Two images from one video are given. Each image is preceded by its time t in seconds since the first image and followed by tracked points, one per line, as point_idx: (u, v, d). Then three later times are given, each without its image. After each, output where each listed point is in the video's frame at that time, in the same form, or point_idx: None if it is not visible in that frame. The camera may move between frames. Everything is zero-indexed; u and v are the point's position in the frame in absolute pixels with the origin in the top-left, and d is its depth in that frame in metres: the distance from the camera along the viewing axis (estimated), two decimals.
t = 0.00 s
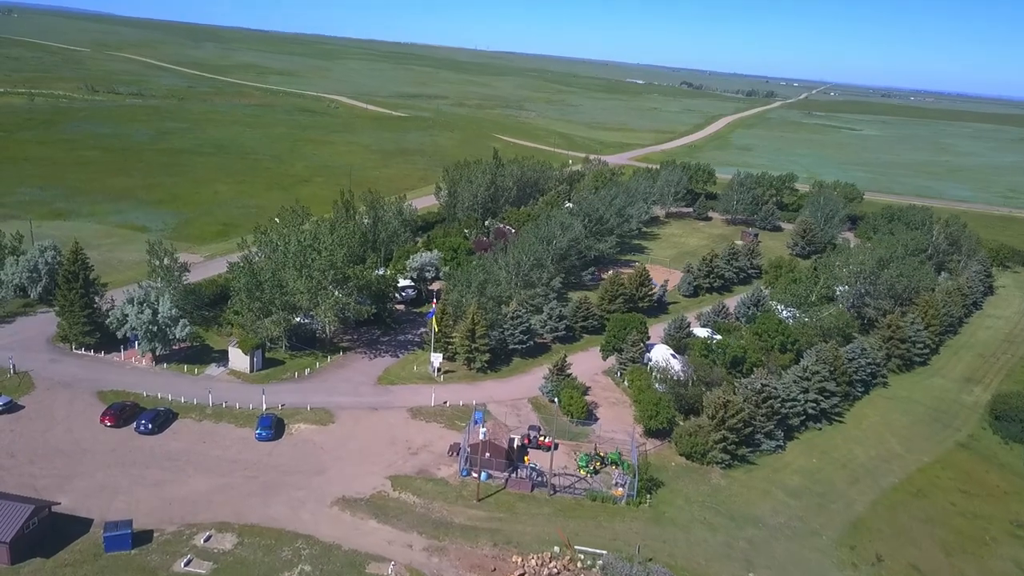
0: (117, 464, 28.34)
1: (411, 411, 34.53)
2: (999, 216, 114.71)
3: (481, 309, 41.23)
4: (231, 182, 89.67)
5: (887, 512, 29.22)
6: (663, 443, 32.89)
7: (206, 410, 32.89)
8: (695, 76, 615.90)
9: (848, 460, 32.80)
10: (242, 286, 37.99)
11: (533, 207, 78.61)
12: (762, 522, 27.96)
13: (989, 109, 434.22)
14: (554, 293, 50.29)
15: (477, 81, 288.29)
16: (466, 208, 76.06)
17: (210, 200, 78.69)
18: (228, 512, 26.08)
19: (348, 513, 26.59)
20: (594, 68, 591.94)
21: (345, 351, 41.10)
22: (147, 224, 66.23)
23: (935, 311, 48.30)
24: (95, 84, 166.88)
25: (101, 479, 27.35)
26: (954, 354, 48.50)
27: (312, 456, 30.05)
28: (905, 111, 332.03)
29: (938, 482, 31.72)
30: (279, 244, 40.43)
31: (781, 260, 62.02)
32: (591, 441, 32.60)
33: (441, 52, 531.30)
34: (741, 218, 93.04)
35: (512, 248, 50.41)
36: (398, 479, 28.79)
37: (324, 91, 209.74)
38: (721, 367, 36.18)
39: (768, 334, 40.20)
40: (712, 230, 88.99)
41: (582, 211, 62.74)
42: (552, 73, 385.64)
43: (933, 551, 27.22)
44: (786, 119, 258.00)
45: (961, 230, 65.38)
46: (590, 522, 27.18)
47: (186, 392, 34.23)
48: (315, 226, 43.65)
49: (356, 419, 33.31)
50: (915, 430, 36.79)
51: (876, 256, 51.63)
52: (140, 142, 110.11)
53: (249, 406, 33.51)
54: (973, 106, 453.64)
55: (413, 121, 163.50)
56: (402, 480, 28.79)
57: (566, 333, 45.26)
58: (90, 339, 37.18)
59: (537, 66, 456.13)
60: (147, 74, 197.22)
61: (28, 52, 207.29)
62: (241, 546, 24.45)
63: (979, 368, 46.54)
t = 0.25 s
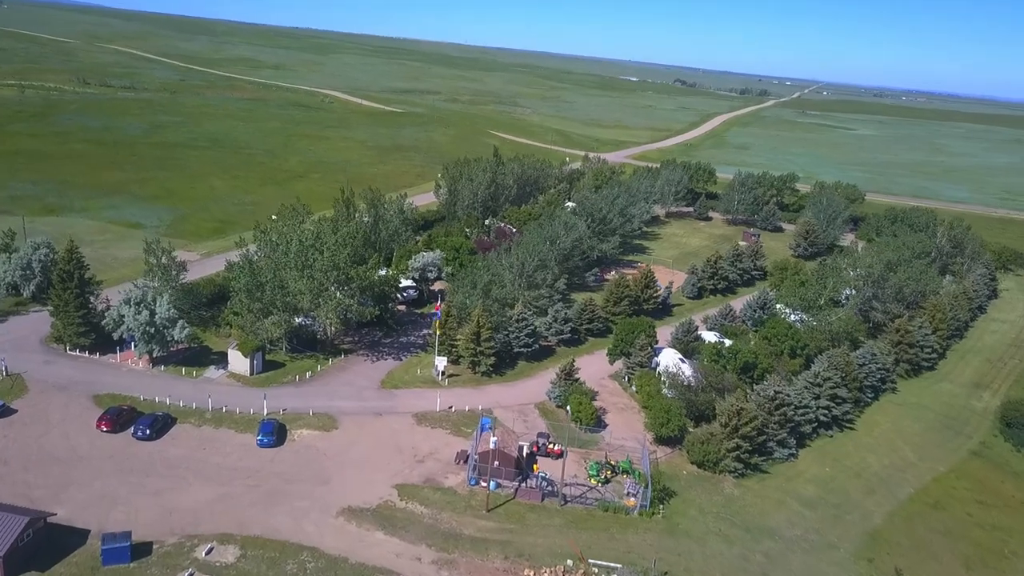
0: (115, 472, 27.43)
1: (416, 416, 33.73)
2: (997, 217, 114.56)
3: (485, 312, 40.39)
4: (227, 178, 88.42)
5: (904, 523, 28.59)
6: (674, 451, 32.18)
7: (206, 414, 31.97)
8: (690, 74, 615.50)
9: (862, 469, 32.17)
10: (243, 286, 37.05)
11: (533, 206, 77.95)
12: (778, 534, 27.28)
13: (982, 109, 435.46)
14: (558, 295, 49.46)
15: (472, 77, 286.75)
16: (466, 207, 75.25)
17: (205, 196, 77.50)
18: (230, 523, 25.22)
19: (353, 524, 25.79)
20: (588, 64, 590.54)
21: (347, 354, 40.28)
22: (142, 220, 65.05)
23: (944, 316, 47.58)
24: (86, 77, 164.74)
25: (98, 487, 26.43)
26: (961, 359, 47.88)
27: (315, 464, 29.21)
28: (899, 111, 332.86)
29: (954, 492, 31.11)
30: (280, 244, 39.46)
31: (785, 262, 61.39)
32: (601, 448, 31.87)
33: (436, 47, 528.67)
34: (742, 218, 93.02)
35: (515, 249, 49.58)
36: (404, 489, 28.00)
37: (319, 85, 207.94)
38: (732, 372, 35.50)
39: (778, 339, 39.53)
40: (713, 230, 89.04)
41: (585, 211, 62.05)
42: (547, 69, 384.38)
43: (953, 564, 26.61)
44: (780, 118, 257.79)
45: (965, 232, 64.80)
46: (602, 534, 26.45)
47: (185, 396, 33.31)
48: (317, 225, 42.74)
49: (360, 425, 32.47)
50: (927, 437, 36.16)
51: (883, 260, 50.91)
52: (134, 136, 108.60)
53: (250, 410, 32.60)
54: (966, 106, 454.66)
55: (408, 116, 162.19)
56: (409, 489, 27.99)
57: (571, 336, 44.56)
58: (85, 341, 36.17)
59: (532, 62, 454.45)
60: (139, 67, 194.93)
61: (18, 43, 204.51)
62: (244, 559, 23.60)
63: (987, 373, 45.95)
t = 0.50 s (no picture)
0: (111, 481, 26.54)
1: (419, 421, 32.99)
2: (990, 218, 114.97)
3: (488, 314, 39.69)
4: (219, 174, 87.19)
5: (917, 533, 28.13)
6: (682, 458, 31.61)
7: (204, 420, 31.09)
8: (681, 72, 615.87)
9: (872, 477, 31.70)
10: (241, 287, 36.18)
11: (531, 205, 77.39)
12: (791, 545, 26.75)
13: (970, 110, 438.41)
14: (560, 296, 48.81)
15: (464, 73, 285.40)
16: (463, 205, 74.56)
17: (198, 193, 76.29)
18: (230, 534, 24.41)
19: (357, 535, 25.04)
20: (580, 61, 589.28)
21: (346, 356, 39.48)
22: (133, 216, 63.86)
23: (948, 319, 47.20)
24: (75, 70, 162.40)
25: (93, 496, 25.56)
26: (964, 363, 47.57)
27: (317, 472, 28.44)
28: (889, 111, 334.72)
29: (965, 500, 30.69)
30: (279, 244, 38.58)
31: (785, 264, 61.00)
32: (608, 455, 31.25)
33: (427, 43, 526.30)
34: (739, 218, 93.03)
35: (516, 249, 48.88)
36: (409, 498, 27.28)
37: (311, 81, 206.25)
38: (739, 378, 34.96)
39: (784, 343, 39.04)
40: (711, 231, 89.18)
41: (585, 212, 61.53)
42: (539, 66, 383.39)
43: None
44: (772, 117, 258.25)
45: (964, 235, 64.65)
46: (613, 545, 25.82)
47: (181, 400, 32.41)
48: (316, 225, 41.87)
49: (362, 431, 31.69)
50: (935, 443, 35.75)
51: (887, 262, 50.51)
52: (124, 131, 106.97)
53: (248, 415, 31.74)
54: (955, 106, 457.30)
55: (402, 112, 161.00)
56: (414, 498, 27.27)
57: (573, 339, 43.95)
58: (78, 342, 35.15)
59: (524, 59, 453.37)
60: (128, 60, 192.49)
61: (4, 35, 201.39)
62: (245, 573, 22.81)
63: (991, 378, 45.66)
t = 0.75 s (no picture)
0: (106, 494, 25.50)
1: (422, 430, 32.14)
2: (981, 221, 115.54)
3: (491, 319, 38.87)
4: (210, 171, 85.75)
5: (932, 548, 27.63)
6: (692, 469, 30.94)
7: (200, 428, 30.05)
8: (671, 71, 616.47)
9: (884, 489, 31.20)
10: (238, 290, 35.12)
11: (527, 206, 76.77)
12: (807, 560, 26.16)
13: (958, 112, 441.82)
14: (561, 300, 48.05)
15: (454, 70, 283.75)
16: (459, 205, 73.79)
17: (189, 190, 74.88)
18: (231, 551, 23.49)
19: (363, 551, 24.20)
20: (570, 59, 588.41)
21: (346, 362, 38.53)
22: (123, 214, 62.49)
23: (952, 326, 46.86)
24: (60, 62, 159.66)
25: (86, 510, 24.54)
26: (967, 369, 47.29)
27: (318, 484, 27.54)
28: (876, 112, 336.70)
29: (978, 513, 30.22)
30: (278, 246, 37.56)
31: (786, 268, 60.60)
32: (617, 466, 30.52)
33: (417, 39, 523.58)
34: (736, 220, 92.94)
35: (518, 252, 48.09)
36: (415, 511, 26.45)
37: (300, 76, 204.13)
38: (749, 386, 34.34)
39: (791, 350, 38.51)
40: (708, 232, 89.28)
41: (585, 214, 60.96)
42: (528, 64, 382.26)
43: None
44: (761, 117, 258.79)
45: (963, 239, 64.57)
46: (626, 561, 25.11)
47: (176, 407, 31.33)
48: (315, 226, 40.82)
49: (364, 440, 30.81)
50: (944, 453, 35.32)
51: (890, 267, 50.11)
52: (112, 126, 105.09)
53: (246, 424, 30.73)
54: (942, 109, 460.93)
55: (393, 109, 159.64)
56: (420, 512, 26.45)
57: (576, 344, 43.24)
58: (69, 346, 33.95)
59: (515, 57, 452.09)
60: (115, 53, 189.65)
61: None
62: None
63: (994, 385, 45.39)
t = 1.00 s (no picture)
0: (97, 506, 24.51)
1: (423, 439, 31.41)
2: (967, 223, 116.64)
3: (490, 323, 38.20)
4: (197, 168, 84.25)
5: (941, 558, 27.33)
6: (698, 479, 30.46)
7: (194, 436, 29.09)
8: (656, 70, 616.99)
9: (890, 498, 30.88)
10: (233, 294, 34.16)
11: (520, 207, 76.38)
12: (818, 572, 25.71)
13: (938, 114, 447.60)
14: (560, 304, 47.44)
15: (441, 68, 282.16)
16: (452, 205, 73.28)
17: (176, 188, 73.43)
18: (229, 567, 22.64)
19: (366, 566, 23.44)
20: (556, 57, 587.84)
21: (341, 367, 37.69)
22: (108, 212, 61.04)
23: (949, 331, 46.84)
24: (40, 56, 156.49)
25: (77, 524, 23.56)
26: (964, 375, 47.33)
27: (317, 496, 26.71)
28: (860, 114, 339.61)
29: (985, 522, 29.96)
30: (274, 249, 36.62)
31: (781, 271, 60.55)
32: (621, 476, 29.99)
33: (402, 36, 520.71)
34: (728, 222, 93.07)
35: (515, 254, 47.43)
36: (418, 524, 25.72)
37: (286, 72, 201.88)
38: (754, 394, 33.92)
39: (793, 357, 38.25)
40: (700, 234, 89.54)
41: (581, 216, 60.60)
42: (514, 62, 381.15)
43: None
44: (747, 118, 259.87)
45: (956, 244, 64.89)
46: None
47: (169, 415, 30.33)
48: (311, 228, 39.85)
49: (364, 449, 30.02)
50: (946, 460, 35.13)
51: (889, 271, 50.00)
52: (95, 121, 102.99)
53: (241, 433, 29.79)
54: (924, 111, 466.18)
55: (381, 107, 158.24)
56: (423, 524, 25.72)
57: (575, 349, 42.71)
58: (55, 351, 32.78)
59: (501, 56, 451.13)
60: (97, 47, 186.41)
61: None
62: None
63: (991, 391, 45.43)
